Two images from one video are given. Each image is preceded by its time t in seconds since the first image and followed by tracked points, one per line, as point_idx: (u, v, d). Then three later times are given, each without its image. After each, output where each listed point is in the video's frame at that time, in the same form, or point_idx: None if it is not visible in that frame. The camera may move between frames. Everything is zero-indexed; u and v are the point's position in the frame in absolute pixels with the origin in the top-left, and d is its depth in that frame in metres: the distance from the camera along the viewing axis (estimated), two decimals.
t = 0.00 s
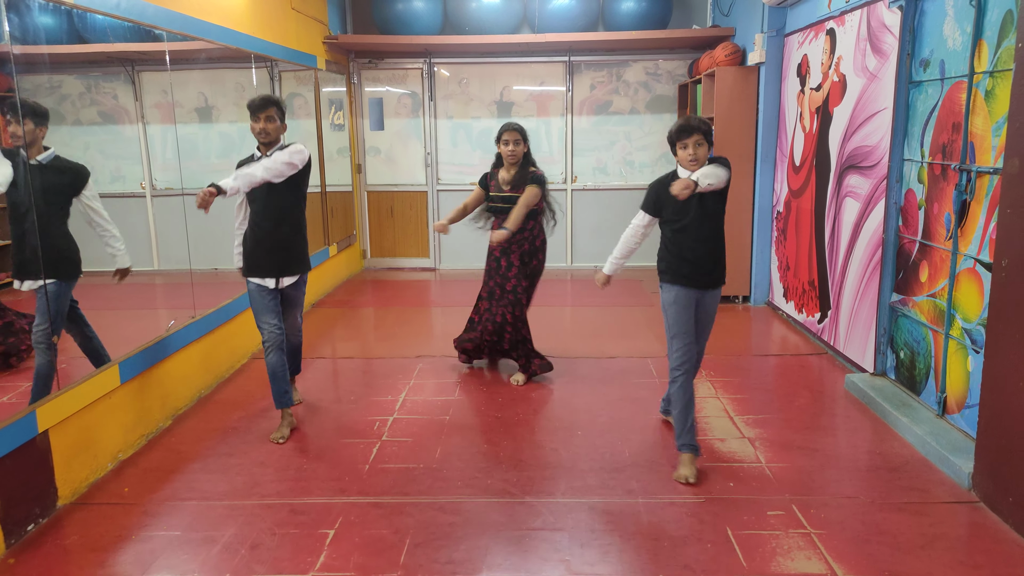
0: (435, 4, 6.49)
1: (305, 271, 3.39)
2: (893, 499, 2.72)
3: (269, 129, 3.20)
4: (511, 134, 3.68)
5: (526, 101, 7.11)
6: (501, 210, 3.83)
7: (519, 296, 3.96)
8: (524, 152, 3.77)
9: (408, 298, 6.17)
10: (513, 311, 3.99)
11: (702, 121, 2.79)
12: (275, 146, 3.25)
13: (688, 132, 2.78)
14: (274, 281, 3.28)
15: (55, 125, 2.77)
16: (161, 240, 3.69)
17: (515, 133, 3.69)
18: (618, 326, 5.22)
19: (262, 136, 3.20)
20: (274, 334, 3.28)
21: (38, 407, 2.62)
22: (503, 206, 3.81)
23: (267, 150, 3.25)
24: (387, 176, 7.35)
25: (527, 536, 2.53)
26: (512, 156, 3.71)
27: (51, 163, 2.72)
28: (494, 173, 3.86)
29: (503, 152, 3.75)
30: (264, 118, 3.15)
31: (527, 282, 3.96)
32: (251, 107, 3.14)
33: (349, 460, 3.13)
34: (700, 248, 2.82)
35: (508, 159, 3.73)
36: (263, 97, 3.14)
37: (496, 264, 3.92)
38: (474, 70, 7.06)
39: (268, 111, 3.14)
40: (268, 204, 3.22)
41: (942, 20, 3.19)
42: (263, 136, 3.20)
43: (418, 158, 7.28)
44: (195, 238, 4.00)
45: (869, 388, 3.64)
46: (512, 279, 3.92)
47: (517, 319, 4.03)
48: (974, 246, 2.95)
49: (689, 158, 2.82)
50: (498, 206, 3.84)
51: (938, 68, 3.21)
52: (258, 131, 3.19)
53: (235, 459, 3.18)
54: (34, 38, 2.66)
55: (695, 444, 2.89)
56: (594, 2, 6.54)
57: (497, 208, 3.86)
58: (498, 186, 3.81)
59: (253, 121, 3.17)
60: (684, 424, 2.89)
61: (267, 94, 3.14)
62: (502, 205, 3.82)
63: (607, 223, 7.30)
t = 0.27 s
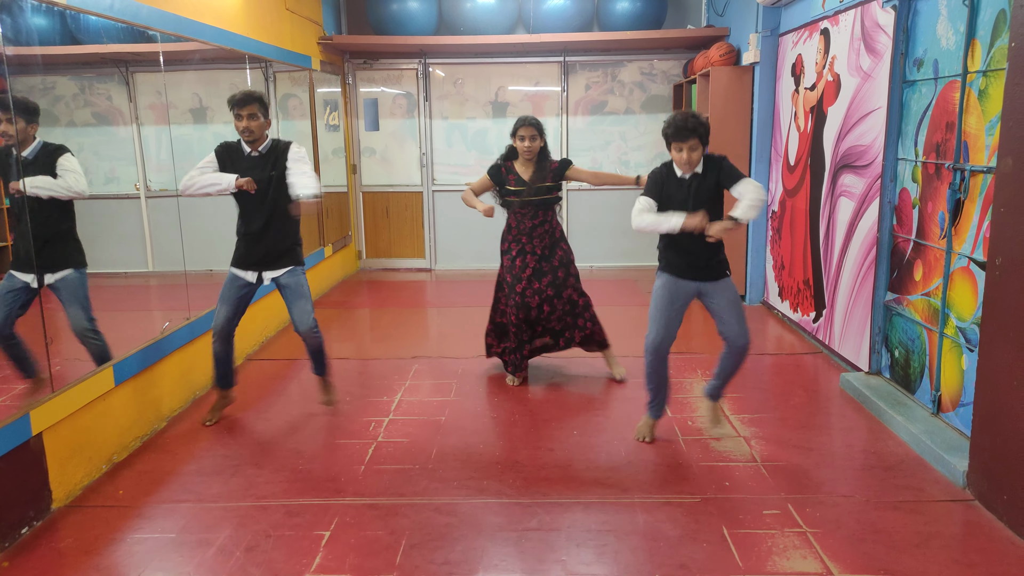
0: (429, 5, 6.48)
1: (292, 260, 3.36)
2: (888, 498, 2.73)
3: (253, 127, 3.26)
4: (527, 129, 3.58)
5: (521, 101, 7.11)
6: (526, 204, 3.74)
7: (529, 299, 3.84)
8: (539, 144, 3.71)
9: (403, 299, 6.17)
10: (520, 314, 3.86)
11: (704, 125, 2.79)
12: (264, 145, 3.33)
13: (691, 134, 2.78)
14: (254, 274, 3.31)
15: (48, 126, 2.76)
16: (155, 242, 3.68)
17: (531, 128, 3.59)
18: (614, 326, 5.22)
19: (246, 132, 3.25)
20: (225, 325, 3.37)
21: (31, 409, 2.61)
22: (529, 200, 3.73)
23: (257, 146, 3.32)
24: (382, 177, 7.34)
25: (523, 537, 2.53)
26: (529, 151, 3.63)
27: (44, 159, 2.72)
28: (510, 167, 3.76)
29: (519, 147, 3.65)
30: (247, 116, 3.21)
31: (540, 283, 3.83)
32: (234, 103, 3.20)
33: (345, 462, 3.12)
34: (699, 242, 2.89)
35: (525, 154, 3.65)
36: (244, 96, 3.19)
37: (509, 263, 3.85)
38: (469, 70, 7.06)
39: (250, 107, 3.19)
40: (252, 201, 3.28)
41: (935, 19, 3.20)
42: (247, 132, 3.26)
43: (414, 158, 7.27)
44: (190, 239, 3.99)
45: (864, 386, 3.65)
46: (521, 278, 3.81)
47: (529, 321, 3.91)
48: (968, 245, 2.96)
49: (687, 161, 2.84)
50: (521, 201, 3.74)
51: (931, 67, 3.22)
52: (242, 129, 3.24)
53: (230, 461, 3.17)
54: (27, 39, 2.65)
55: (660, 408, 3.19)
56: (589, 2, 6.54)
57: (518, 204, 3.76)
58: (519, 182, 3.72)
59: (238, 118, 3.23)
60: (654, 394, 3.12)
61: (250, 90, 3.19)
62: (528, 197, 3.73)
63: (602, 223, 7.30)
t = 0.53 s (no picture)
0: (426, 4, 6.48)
1: (291, 281, 3.30)
2: (883, 497, 2.74)
3: (249, 142, 3.19)
4: (528, 129, 3.49)
5: (518, 100, 7.11)
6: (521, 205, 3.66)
7: (525, 300, 3.85)
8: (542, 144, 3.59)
9: (399, 299, 6.16)
10: (516, 315, 3.89)
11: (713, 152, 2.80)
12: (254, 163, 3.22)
13: (702, 161, 2.79)
14: (251, 295, 3.29)
15: (43, 125, 2.75)
16: (150, 241, 3.67)
17: (533, 127, 3.50)
18: (610, 326, 5.22)
19: (240, 148, 3.18)
20: (225, 344, 3.38)
21: (26, 409, 2.60)
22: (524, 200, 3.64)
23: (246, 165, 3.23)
24: (378, 176, 7.33)
25: (520, 536, 2.53)
26: (529, 150, 3.52)
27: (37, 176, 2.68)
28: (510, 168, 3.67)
29: (519, 147, 3.55)
30: (243, 131, 3.15)
31: (537, 284, 3.80)
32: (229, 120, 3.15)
33: (341, 461, 3.12)
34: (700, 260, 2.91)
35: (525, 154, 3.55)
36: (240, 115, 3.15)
37: (512, 265, 3.83)
38: (465, 69, 7.06)
39: (245, 123, 3.15)
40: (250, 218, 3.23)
41: (931, 20, 3.21)
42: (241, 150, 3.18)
43: (410, 158, 7.27)
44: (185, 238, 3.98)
45: (859, 386, 3.65)
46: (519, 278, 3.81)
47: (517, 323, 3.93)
48: (963, 245, 2.97)
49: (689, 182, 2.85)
50: (518, 202, 3.66)
51: (927, 67, 3.23)
52: (236, 144, 3.17)
53: (225, 460, 3.16)
54: (22, 37, 2.63)
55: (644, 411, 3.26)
56: (585, 2, 6.54)
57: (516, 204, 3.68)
58: (517, 182, 3.64)
59: (230, 135, 3.17)
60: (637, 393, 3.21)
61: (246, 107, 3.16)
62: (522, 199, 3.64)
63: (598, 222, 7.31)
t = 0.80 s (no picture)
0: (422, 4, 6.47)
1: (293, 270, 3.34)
2: (877, 497, 2.74)
3: (259, 130, 3.15)
4: (522, 121, 3.58)
5: (514, 101, 7.11)
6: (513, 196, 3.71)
7: (516, 290, 3.86)
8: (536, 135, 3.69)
9: (395, 299, 6.16)
10: (508, 305, 3.89)
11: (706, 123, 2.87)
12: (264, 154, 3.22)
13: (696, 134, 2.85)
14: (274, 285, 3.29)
15: (37, 123, 2.75)
16: (145, 240, 3.66)
17: (525, 119, 3.59)
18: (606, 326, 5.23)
19: (250, 137, 3.13)
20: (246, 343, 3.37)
21: (19, 409, 2.59)
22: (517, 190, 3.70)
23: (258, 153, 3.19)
24: (375, 176, 7.33)
25: (515, 536, 2.53)
26: (523, 143, 3.62)
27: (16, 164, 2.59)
28: (501, 158, 3.71)
29: (512, 139, 3.63)
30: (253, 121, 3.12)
31: (527, 274, 3.84)
32: (238, 107, 3.12)
33: (336, 461, 3.11)
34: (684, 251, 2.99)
35: (519, 146, 3.63)
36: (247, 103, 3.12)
37: (496, 256, 3.81)
38: (462, 70, 7.05)
39: (254, 112, 3.12)
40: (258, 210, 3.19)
41: (926, 22, 3.23)
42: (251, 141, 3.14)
43: (406, 158, 7.26)
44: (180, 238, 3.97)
45: (853, 387, 3.66)
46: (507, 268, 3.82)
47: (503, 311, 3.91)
48: (957, 246, 2.98)
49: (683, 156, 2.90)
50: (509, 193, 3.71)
51: (921, 69, 3.24)
52: (246, 132, 3.12)
53: (220, 460, 3.16)
54: (16, 35, 2.62)
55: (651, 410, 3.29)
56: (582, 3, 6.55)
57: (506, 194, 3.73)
58: (509, 173, 3.70)
59: (239, 124, 3.12)
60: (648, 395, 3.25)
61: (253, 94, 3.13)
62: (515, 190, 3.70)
63: (594, 222, 7.31)
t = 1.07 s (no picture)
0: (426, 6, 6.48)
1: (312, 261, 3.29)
2: (882, 500, 2.74)
3: (262, 134, 3.11)
4: (508, 133, 3.53)
5: (518, 102, 7.12)
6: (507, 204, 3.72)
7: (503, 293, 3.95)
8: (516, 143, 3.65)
9: (399, 300, 6.16)
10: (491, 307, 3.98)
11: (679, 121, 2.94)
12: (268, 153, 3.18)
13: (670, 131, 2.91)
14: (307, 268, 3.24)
15: (42, 125, 2.77)
16: (149, 242, 3.67)
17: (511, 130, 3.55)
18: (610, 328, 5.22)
19: (252, 141, 3.09)
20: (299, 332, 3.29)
21: (25, 410, 2.59)
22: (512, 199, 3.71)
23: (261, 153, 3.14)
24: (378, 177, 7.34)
25: (519, 538, 2.53)
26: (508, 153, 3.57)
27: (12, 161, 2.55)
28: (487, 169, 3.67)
29: (497, 149, 3.59)
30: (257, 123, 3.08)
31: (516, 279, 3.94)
32: (239, 110, 3.06)
33: (340, 462, 3.12)
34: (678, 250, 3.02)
35: (504, 157, 3.60)
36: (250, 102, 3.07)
37: (490, 261, 3.86)
38: (465, 71, 7.06)
39: (258, 115, 3.08)
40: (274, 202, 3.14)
41: (930, 23, 3.22)
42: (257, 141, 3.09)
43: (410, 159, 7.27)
44: (185, 239, 3.97)
45: (859, 389, 3.65)
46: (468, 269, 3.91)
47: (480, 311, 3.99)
48: (962, 248, 2.98)
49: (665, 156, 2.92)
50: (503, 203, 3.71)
51: (926, 71, 3.24)
52: (249, 137, 3.08)
53: (224, 461, 3.16)
54: (22, 37, 2.63)
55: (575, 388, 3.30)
56: (586, 4, 6.55)
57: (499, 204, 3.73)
58: (499, 183, 3.66)
59: (242, 127, 3.07)
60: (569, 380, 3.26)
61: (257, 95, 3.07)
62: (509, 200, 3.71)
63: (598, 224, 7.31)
